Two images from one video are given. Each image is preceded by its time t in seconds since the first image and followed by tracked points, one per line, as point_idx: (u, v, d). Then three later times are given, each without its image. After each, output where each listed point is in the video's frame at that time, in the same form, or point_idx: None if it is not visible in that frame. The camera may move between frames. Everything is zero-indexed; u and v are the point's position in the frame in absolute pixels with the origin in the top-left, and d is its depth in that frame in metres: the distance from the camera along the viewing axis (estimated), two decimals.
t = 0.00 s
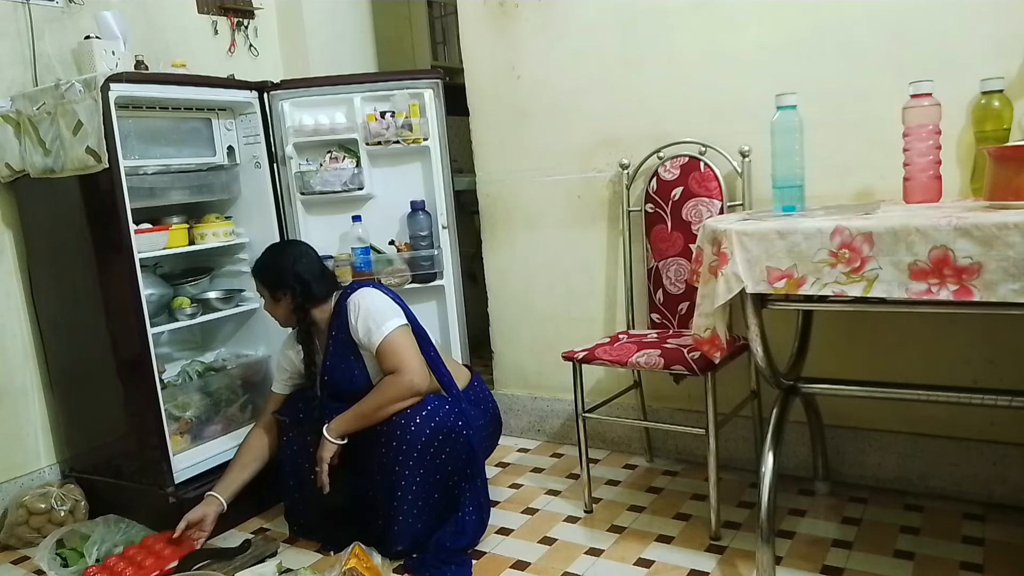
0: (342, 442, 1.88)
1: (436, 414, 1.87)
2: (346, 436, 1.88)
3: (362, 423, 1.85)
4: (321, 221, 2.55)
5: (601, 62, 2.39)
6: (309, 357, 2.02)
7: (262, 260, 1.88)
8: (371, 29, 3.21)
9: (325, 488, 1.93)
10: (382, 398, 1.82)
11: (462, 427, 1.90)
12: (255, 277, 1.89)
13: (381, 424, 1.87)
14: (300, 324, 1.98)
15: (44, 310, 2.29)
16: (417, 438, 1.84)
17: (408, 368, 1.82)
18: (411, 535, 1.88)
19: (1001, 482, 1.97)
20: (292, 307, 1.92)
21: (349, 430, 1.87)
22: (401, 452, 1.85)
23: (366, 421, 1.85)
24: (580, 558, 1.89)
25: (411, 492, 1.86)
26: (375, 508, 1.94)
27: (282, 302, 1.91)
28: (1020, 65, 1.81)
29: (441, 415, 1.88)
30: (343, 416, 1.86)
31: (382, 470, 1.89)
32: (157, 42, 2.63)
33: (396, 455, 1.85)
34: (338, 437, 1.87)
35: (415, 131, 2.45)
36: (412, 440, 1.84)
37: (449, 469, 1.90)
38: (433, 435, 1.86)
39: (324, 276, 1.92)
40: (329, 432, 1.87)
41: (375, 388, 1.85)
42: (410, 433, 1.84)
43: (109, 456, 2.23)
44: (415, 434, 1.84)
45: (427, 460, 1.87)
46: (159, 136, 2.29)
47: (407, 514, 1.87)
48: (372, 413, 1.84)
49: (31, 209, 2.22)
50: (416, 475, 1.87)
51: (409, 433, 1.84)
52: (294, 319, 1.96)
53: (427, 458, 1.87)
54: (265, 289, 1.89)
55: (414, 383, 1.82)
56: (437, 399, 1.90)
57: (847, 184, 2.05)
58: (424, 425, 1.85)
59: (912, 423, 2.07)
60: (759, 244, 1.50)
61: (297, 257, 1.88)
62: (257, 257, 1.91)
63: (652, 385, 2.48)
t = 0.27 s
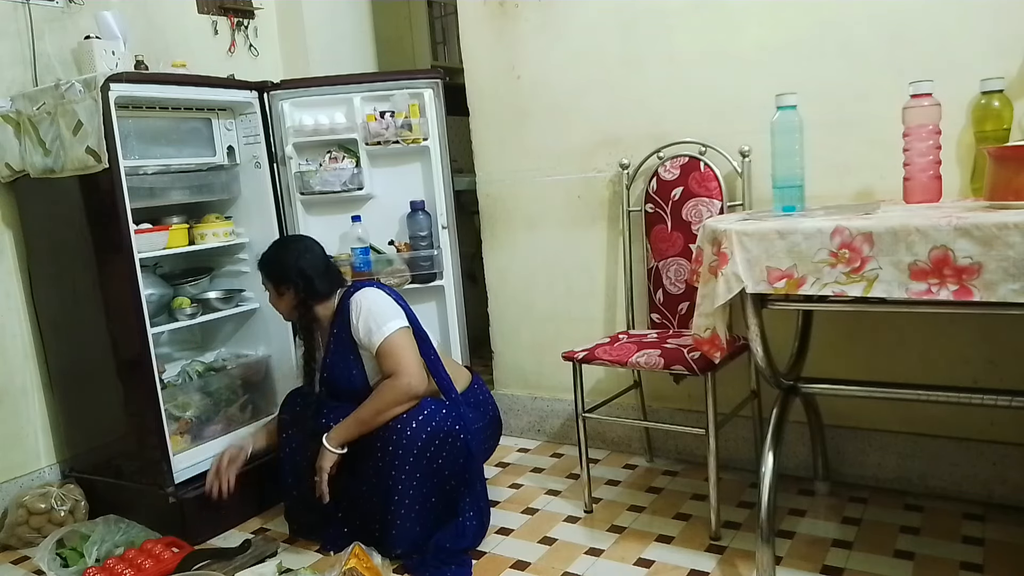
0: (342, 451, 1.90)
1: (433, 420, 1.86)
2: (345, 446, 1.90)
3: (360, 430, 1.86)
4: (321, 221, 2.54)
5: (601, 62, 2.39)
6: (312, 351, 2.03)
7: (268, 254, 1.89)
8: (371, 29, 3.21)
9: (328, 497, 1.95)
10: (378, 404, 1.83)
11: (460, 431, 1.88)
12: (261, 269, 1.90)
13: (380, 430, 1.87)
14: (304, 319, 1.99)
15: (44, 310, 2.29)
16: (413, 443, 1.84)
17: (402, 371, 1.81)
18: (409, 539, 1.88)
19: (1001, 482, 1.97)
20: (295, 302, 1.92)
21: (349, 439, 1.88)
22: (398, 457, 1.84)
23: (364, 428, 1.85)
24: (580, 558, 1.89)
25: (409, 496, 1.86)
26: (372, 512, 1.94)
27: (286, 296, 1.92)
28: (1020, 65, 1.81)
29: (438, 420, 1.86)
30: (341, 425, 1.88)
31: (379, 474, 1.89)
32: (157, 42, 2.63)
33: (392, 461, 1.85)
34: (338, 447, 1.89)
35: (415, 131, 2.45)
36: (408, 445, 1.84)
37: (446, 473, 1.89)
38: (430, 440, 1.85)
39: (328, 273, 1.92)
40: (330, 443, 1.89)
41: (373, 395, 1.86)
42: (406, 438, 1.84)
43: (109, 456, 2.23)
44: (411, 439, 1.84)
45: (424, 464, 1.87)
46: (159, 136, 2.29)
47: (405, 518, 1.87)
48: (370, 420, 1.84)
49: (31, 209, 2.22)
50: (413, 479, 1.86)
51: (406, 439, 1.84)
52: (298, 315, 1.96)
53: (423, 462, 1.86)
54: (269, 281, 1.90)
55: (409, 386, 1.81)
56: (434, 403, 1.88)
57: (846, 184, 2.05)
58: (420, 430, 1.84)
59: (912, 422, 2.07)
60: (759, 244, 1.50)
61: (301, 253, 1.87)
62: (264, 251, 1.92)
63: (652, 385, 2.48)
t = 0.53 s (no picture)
0: (339, 464, 1.92)
1: (425, 429, 1.86)
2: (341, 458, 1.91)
3: (353, 441, 1.87)
4: (321, 221, 2.54)
5: (601, 62, 2.39)
6: (314, 346, 2.05)
7: (280, 242, 1.90)
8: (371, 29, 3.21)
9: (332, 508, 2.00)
10: (366, 413, 1.83)
11: (454, 440, 1.88)
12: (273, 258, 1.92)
13: (373, 440, 1.87)
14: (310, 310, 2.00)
15: (44, 310, 2.29)
16: (405, 453, 1.84)
17: (387, 377, 1.81)
18: (407, 546, 1.88)
19: (1001, 482, 1.97)
20: (303, 293, 1.94)
21: (343, 451, 1.89)
22: (390, 468, 1.85)
23: (356, 439, 1.86)
24: (580, 558, 1.89)
25: (402, 506, 1.86)
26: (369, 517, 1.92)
27: (295, 287, 1.93)
28: (1020, 65, 1.81)
29: (430, 429, 1.87)
30: (335, 438, 1.89)
31: (372, 486, 1.89)
32: (157, 42, 2.63)
33: (385, 471, 1.86)
34: (334, 460, 1.90)
35: (415, 130, 2.44)
36: (400, 455, 1.84)
37: (441, 482, 1.90)
38: (422, 449, 1.85)
39: (338, 267, 1.93)
40: (326, 456, 1.91)
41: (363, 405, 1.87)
42: (397, 448, 1.84)
43: (109, 456, 2.23)
44: (403, 449, 1.84)
45: (417, 474, 1.87)
46: (159, 136, 2.29)
47: (400, 527, 1.86)
48: (360, 430, 1.85)
49: (31, 209, 2.22)
50: (406, 490, 1.86)
51: (397, 449, 1.84)
52: (305, 305, 1.98)
53: (416, 472, 1.87)
54: (280, 270, 1.92)
55: (394, 392, 1.81)
56: (428, 412, 1.89)
57: (847, 184, 2.05)
58: (412, 439, 1.85)
59: (912, 423, 2.07)
60: (759, 244, 1.50)
61: (313, 246, 1.89)
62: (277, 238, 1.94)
63: (652, 385, 2.48)
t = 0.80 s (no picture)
0: (335, 461, 1.91)
1: (424, 428, 1.86)
2: (338, 455, 1.91)
3: (350, 440, 1.87)
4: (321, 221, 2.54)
5: (601, 62, 2.39)
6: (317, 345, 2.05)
7: (284, 241, 1.91)
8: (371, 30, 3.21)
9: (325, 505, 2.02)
10: (364, 412, 1.83)
11: (453, 438, 1.89)
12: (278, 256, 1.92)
13: (371, 439, 1.88)
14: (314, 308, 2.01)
15: (44, 310, 2.29)
16: (405, 451, 1.84)
17: (388, 377, 1.81)
18: (407, 544, 1.87)
19: (1001, 482, 1.97)
20: (308, 292, 1.95)
21: (340, 449, 1.90)
22: (389, 465, 1.85)
23: (354, 438, 1.86)
24: (580, 558, 1.89)
25: (402, 504, 1.86)
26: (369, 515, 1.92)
27: (299, 285, 1.94)
28: (1020, 65, 1.81)
29: (430, 427, 1.87)
30: (332, 435, 1.89)
31: (372, 484, 1.89)
32: (157, 42, 2.63)
33: (384, 469, 1.85)
34: (330, 456, 1.90)
35: (415, 130, 2.44)
36: (399, 453, 1.84)
37: (440, 480, 1.90)
38: (422, 447, 1.85)
39: (343, 266, 1.94)
40: (321, 453, 1.90)
41: (363, 404, 1.87)
42: (397, 447, 1.84)
43: (109, 456, 2.23)
44: (403, 447, 1.84)
45: (416, 472, 1.87)
46: (159, 136, 2.29)
47: (400, 525, 1.86)
48: (358, 429, 1.85)
49: (31, 209, 2.22)
50: (406, 487, 1.86)
51: (397, 447, 1.84)
52: (310, 304, 1.99)
53: (416, 470, 1.87)
54: (285, 269, 1.92)
55: (394, 393, 1.81)
56: (427, 411, 1.90)
57: (847, 184, 2.05)
58: (412, 437, 1.85)
59: (912, 422, 2.07)
60: (759, 244, 1.50)
61: (318, 244, 1.89)
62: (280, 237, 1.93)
63: (652, 385, 2.48)
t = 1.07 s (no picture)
0: (335, 461, 1.91)
1: (425, 428, 1.86)
2: (339, 455, 1.91)
3: (351, 440, 1.87)
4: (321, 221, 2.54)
5: (601, 62, 2.39)
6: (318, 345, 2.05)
7: (282, 242, 1.91)
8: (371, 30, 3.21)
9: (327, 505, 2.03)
10: (365, 412, 1.83)
11: (454, 438, 1.89)
12: (275, 258, 1.92)
13: (372, 438, 1.88)
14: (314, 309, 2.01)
15: (44, 310, 2.29)
16: (405, 451, 1.84)
17: (389, 376, 1.81)
18: (407, 544, 1.87)
19: (1001, 482, 1.97)
20: (308, 292, 1.95)
21: (341, 449, 1.89)
22: (390, 465, 1.85)
23: (355, 438, 1.86)
24: (580, 558, 1.89)
25: (402, 504, 1.86)
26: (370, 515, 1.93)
27: (298, 286, 1.94)
28: (1020, 65, 1.81)
29: (430, 427, 1.87)
30: (333, 435, 1.88)
31: (372, 483, 1.89)
32: (157, 42, 2.63)
33: (385, 468, 1.86)
34: (331, 456, 1.90)
35: (415, 130, 2.44)
36: (400, 453, 1.84)
37: (440, 480, 1.90)
38: (422, 447, 1.85)
39: (342, 266, 1.94)
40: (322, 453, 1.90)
41: (363, 404, 1.87)
42: (397, 446, 1.84)
43: (109, 456, 2.23)
44: (403, 447, 1.84)
45: (417, 472, 1.87)
46: (159, 136, 2.29)
47: (400, 524, 1.86)
48: (358, 429, 1.85)
49: (31, 209, 2.22)
50: (406, 487, 1.86)
51: (397, 446, 1.84)
52: (309, 305, 1.99)
53: (416, 470, 1.87)
54: (283, 270, 1.92)
55: (394, 393, 1.81)
56: (428, 411, 1.90)
57: (847, 184, 2.05)
58: (412, 437, 1.85)
59: (912, 422, 2.07)
60: (759, 244, 1.50)
61: (316, 245, 1.89)
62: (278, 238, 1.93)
63: (652, 385, 2.48)
